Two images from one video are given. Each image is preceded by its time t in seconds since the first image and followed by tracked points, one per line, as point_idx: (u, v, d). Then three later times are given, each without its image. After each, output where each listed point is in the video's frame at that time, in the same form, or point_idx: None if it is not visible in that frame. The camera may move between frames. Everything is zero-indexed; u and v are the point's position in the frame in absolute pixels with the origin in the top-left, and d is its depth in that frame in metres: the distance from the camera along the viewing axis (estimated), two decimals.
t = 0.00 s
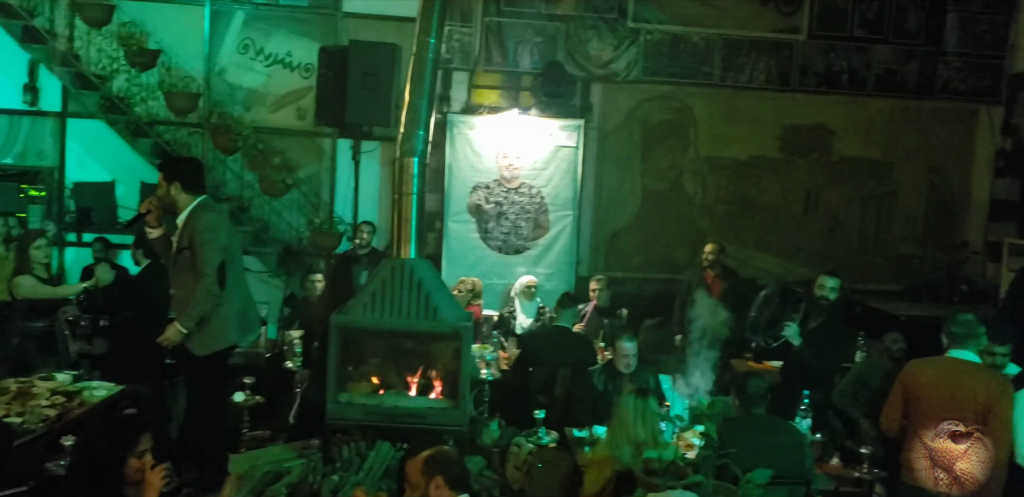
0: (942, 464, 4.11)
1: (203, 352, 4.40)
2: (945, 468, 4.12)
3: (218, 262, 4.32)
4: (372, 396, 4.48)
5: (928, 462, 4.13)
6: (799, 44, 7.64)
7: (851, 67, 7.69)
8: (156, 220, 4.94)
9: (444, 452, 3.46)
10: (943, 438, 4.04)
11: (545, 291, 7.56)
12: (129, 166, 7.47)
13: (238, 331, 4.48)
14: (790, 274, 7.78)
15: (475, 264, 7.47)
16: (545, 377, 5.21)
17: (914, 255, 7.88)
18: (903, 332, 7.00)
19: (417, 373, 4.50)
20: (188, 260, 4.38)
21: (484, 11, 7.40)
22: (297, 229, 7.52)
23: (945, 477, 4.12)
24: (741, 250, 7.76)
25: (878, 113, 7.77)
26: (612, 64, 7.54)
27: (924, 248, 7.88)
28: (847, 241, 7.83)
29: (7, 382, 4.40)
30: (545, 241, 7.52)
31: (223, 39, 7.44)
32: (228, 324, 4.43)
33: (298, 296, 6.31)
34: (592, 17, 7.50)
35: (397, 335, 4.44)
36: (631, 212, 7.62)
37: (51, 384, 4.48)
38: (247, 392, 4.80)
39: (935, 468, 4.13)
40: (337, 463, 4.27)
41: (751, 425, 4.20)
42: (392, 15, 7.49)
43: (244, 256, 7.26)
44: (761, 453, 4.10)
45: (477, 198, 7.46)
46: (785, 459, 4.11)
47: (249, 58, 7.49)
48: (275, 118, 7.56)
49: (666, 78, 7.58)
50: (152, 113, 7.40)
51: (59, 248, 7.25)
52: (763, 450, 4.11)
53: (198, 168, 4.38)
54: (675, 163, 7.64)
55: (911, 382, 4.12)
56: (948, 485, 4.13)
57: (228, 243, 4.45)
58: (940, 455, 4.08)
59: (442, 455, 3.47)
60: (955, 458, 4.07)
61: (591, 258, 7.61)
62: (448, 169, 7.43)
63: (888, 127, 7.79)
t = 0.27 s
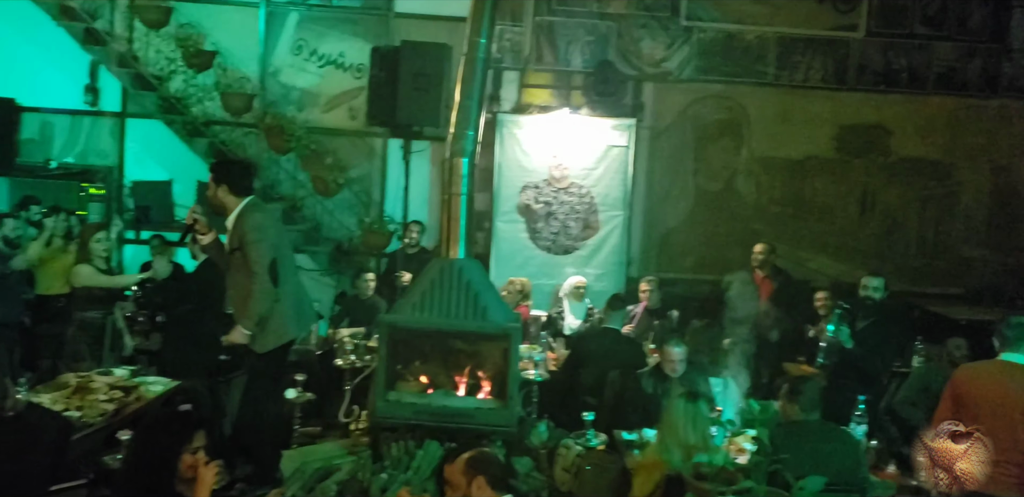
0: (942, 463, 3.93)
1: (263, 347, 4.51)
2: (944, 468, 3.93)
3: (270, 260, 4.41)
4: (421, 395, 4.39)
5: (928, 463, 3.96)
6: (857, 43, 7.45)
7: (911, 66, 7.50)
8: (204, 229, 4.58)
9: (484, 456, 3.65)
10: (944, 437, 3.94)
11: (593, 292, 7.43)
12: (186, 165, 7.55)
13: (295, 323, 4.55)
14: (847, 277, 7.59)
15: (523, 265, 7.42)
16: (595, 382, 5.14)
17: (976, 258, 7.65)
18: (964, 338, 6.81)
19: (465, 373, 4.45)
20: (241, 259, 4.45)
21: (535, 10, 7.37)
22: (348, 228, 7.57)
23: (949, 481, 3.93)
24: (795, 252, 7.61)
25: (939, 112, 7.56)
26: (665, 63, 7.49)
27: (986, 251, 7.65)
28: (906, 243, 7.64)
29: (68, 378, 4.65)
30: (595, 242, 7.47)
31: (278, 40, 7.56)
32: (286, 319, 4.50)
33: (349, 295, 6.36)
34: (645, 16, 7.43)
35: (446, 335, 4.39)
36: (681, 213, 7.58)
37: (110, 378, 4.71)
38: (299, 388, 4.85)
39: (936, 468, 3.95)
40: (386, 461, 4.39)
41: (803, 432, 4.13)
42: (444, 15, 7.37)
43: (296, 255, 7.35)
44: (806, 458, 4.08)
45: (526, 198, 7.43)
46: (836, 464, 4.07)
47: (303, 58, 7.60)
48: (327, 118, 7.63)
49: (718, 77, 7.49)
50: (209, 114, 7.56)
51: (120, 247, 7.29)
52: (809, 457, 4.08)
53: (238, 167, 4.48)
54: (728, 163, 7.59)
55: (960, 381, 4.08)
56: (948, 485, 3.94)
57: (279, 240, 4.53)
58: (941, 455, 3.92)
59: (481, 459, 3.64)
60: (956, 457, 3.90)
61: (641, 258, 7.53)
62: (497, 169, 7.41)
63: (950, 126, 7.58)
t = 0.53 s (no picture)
0: (942, 463, 3.97)
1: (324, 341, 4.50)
2: (944, 468, 3.96)
3: (323, 260, 4.42)
4: (471, 393, 4.35)
5: (926, 463, 3.98)
6: (922, 37, 7.24)
7: (977, 60, 7.28)
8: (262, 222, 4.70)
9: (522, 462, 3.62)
10: (943, 436, 4.07)
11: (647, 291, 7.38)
12: (240, 164, 7.74)
13: (346, 321, 4.60)
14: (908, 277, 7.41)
15: (576, 263, 7.39)
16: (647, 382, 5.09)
17: None
18: None
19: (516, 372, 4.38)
20: (296, 259, 4.47)
21: (589, 7, 7.34)
22: (401, 225, 7.61)
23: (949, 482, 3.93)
24: (853, 251, 7.45)
25: (1006, 108, 7.32)
26: (721, 59, 7.37)
27: None
28: (970, 242, 7.42)
29: (129, 373, 4.77)
30: (649, 241, 7.38)
31: (332, 39, 7.62)
32: (341, 314, 4.56)
33: (402, 292, 6.40)
34: (700, 12, 7.33)
35: (497, 335, 4.33)
36: (737, 211, 7.48)
37: (168, 373, 4.75)
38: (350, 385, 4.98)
39: (935, 468, 3.96)
40: (437, 459, 4.45)
41: (861, 437, 4.01)
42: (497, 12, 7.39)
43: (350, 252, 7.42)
44: (872, 462, 3.92)
45: (578, 196, 7.37)
46: (898, 472, 3.92)
47: (357, 58, 7.64)
48: (381, 116, 7.68)
49: (775, 74, 7.38)
50: (266, 113, 7.64)
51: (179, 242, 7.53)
52: (872, 461, 3.92)
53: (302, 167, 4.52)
54: (784, 160, 7.48)
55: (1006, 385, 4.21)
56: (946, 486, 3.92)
57: (331, 239, 4.54)
58: (941, 454, 3.98)
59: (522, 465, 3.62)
60: (955, 458, 3.98)
61: (696, 257, 7.45)
62: (550, 167, 7.35)
63: (1018, 123, 7.33)
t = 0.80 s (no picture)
0: (941, 463, 3.78)
1: (357, 339, 4.40)
2: (945, 468, 3.77)
3: (361, 259, 4.31)
4: (516, 391, 4.43)
5: (925, 463, 3.82)
6: (981, 29, 7.07)
7: None
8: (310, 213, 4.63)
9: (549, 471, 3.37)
10: (942, 436, 3.84)
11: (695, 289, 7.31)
12: (288, 161, 7.82)
13: (386, 320, 4.45)
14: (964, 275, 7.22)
15: (623, 260, 7.32)
16: (694, 381, 5.02)
17: None
18: None
19: (561, 371, 4.46)
20: (339, 254, 4.40)
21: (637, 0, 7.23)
22: (446, 222, 7.64)
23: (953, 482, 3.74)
24: (908, 249, 7.24)
25: None
26: (771, 53, 7.25)
27: None
28: None
29: (180, 367, 4.85)
30: (698, 237, 7.32)
31: (378, 36, 7.63)
32: (373, 314, 4.42)
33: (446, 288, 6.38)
34: (750, 5, 7.22)
35: (543, 331, 4.36)
36: (788, 207, 7.34)
37: (217, 367, 4.88)
38: (396, 381, 5.06)
39: (935, 468, 3.79)
40: (482, 455, 4.36)
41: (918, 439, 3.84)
42: (546, 8, 7.41)
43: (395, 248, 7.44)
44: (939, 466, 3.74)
45: (626, 192, 7.31)
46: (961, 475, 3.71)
47: (403, 54, 7.65)
48: (426, 113, 7.69)
49: (827, 68, 7.23)
50: (314, 110, 7.75)
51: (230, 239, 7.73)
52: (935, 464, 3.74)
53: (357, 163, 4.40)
54: (836, 156, 7.32)
55: None
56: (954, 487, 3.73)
57: (378, 240, 4.43)
58: (939, 454, 3.79)
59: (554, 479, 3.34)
60: (955, 457, 3.75)
61: (745, 254, 7.34)
62: (597, 162, 7.29)
63: None
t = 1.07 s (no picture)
0: (942, 463, 3.53)
1: (394, 335, 4.35)
2: (947, 470, 3.52)
3: (399, 254, 4.27)
4: (553, 386, 4.39)
5: (925, 463, 3.57)
6: None
7: None
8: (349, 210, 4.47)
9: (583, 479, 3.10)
10: (942, 436, 3.59)
11: (733, 284, 7.26)
12: (326, 156, 7.90)
13: (423, 315, 4.41)
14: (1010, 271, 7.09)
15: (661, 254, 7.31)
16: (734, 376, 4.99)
17: None
18: None
19: (599, 365, 4.40)
20: (375, 249, 4.35)
21: None
22: (483, 216, 7.67)
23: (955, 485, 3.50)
24: (952, 243, 7.14)
25: None
26: (811, 45, 7.16)
27: None
28: None
29: (221, 358, 4.91)
30: (737, 232, 7.21)
31: (416, 30, 7.67)
32: (409, 309, 4.37)
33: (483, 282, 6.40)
34: None
35: (581, 325, 4.33)
36: (829, 201, 7.29)
37: (258, 359, 4.93)
38: (434, 374, 5.02)
39: (935, 468, 3.54)
40: (519, 449, 4.42)
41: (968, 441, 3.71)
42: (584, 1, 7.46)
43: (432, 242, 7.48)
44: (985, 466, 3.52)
45: (663, 186, 7.25)
46: (1012, 476, 3.58)
47: (440, 48, 7.67)
48: (463, 107, 7.70)
49: (868, 60, 7.13)
50: (351, 105, 7.79)
51: (269, 233, 7.84)
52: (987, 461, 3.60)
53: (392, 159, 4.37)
54: (878, 149, 7.23)
55: None
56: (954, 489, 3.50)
57: (414, 236, 4.40)
58: (940, 455, 3.54)
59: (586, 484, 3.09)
60: (956, 457, 3.51)
61: (784, 248, 7.33)
62: (634, 156, 7.26)
63: None
